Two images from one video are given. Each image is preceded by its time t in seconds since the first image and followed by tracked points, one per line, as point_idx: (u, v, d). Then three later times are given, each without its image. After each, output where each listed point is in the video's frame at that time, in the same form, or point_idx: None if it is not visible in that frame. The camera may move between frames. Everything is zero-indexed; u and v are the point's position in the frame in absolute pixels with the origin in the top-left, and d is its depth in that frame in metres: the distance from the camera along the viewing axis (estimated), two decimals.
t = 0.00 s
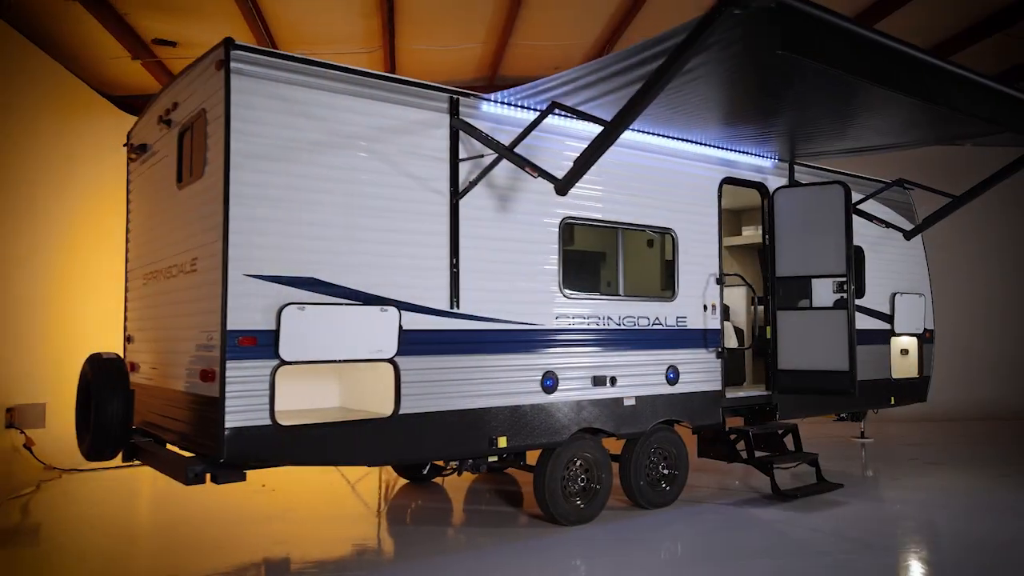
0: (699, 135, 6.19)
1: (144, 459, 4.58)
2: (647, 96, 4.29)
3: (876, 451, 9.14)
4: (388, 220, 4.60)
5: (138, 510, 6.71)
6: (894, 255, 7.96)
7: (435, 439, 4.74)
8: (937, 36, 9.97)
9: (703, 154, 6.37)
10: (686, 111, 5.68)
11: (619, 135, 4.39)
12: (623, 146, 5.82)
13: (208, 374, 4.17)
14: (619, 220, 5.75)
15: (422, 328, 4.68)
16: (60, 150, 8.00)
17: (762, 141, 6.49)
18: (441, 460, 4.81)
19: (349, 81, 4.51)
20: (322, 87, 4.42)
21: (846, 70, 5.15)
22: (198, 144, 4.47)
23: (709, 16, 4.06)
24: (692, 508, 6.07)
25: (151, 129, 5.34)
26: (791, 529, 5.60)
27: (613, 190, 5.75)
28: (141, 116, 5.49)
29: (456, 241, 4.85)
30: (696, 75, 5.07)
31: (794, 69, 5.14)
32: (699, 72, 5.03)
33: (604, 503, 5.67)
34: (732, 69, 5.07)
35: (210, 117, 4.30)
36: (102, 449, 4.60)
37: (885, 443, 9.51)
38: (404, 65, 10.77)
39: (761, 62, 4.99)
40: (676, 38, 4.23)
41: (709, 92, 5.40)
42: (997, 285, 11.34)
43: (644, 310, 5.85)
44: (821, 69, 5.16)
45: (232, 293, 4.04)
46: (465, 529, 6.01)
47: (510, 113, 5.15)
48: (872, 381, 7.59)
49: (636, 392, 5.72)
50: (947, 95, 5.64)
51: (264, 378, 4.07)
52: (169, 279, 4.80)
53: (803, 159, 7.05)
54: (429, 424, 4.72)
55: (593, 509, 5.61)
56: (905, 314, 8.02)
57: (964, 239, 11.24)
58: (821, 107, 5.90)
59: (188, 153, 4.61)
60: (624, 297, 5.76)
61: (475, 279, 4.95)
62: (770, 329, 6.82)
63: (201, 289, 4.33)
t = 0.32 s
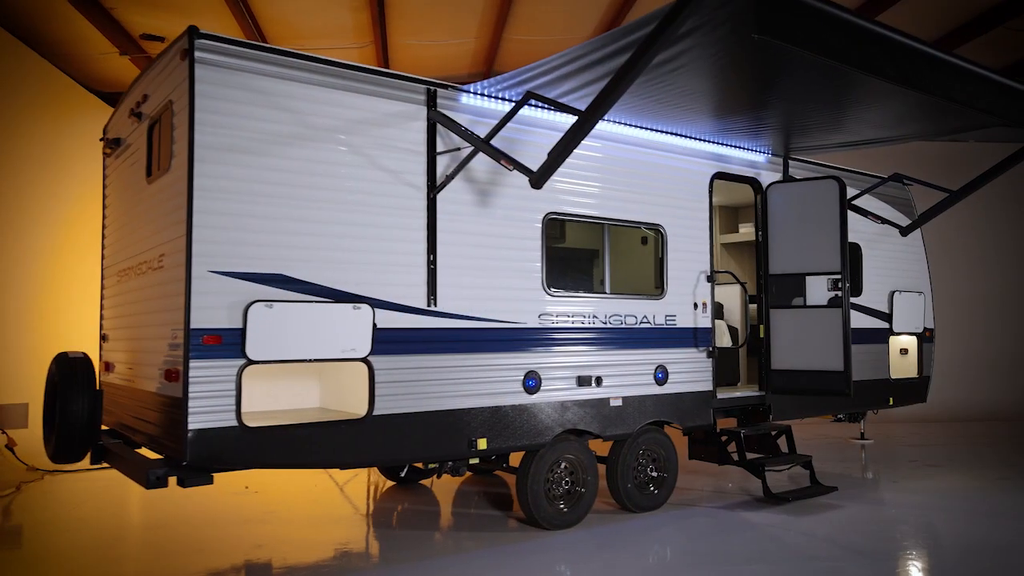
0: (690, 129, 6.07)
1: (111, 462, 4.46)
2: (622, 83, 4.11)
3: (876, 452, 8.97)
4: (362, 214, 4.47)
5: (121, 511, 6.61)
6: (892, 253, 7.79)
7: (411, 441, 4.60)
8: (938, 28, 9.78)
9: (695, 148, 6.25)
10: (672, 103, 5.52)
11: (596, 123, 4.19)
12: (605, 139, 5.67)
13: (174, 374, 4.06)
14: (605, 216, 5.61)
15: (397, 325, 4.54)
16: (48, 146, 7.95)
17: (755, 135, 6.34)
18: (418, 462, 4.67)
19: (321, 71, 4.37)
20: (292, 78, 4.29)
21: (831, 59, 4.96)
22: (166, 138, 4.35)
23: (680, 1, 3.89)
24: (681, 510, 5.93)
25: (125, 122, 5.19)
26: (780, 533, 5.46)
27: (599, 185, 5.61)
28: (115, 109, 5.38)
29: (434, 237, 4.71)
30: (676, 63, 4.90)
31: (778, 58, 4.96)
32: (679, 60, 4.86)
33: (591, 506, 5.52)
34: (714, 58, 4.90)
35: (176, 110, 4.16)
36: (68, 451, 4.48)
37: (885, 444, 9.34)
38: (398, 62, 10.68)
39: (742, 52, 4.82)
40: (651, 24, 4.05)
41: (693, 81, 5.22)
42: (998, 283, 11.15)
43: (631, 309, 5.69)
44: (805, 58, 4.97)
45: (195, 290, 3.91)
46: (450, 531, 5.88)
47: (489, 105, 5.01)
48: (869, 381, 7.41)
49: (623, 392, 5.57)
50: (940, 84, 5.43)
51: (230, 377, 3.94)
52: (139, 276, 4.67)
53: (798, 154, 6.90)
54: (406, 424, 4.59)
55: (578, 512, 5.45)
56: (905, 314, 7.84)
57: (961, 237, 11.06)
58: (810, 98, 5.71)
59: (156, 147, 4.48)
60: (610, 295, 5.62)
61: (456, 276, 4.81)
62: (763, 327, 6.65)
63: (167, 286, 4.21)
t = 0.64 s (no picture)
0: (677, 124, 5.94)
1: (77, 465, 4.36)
2: (595, 71, 3.98)
3: (873, 455, 8.81)
4: (335, 210, 4.33)
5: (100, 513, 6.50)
6: (889, 251, 7.63)
7: (387, 443, 4.46)
8: (936, 24, 9.64)
9: (684, 143, 6.11)
10: (656, 95, 5.38)
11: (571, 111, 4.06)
12: (589, 135, 5.55)
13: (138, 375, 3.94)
14: (591, 212, 5.48)
15: (372, 325, 4.40)
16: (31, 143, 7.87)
17: (745, 130, 6.20)
18: (395, 465, 4.53)
19: (292, 62, 4.24)
20: (262, 68, 4.16)
21: (815, 48, 4.82)
22: (132, 130, 4.23)
23: None
24: (670, 515, 5.77)
25: (97, 115, 5.09)
26: (771, 540, 5.31)
27: (583, 180, 5.47)
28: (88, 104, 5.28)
29: (411, 234, 4.57)
30: (656, 53, 4.76)
31: (760, 48, 4.82)
32: (659, 50, 4.73)
33: (574, 510, 5.38)
34: (694, 48, 4.76)
35: (140, 100, 4.04)
36: (30, 453, 4.39)
37: (883, 446, 9.18)
38: (389, 59, 10.58)
39: (723, 40, 4.68)
40: (618, 14, 3.91)
41: (675, 72, 5.08)
42: (997, 283, 10.99)
43: (618, 307, 5.55)
44: (788, 47, 4.83)
45: (158, 287, 3.78)
46: (435, 536, 5.75)
47: (468, 98, 4.88)
48: (865, 382, 7.27)
49: (609, 393, 5.43)
50: (929, 73, 5.27)
51: (194, 378, 3.81)
52: (107, 275, 4.56)
53: (790, 149, 6.75)
54: (383, 426, 4.45)
55: (562, 516, 5.31)
56: (902, 313, 7.68)
57: (958, 236, 10.91)
58: (797, 90, 5.57)
59: (122, 139, 4.36)
60: (596, 294, 5.48)
61: (434, 273, 4.67)
62: (754, 326, 6.50)
63: (132, 283, 4.08)
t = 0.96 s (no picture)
0: (664, 119, 5.78)
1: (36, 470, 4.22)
2: (565, 57, 3.82)
3: (871, 459, 8.62)
4: (303, 207, 4.18)
5: (76, 517, 6.36)
6: (886, 251, 7.45)
7: (357, 449, 4.30)
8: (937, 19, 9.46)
9: (672, 139, 5.95)
10: (639, 88, 5.22)
11: (541, 99, 3.91)
12: (571, 129, 5.39)
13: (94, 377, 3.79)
14: (574, 209, 5.31)
15: (342, 326, 4.25)
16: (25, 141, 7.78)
17: (735, 125, 6.03)
18: (367, 470, 4.38)
19: (257, 54, 4.11)
20: (225, 60, 4.02)
21: (799, 37, 4.64)
22: (92, 124, 4.09)
23: None
24: (657, 522, 5.60)
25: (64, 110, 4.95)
26: (761, 548, 5.14)
27: (566, 177, 5.31)
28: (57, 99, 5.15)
29: (384, 232, 4.42)
30: (635, 44, 4.60)
31: (744, 38, 4.65)
32: (637, 40, 4.56)
33: (557, 516, 5.21)
34: (675, 38, 4.59)
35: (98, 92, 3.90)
36: None
37: (881, 450, 8.99)
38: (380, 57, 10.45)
39: (703, 29, 4.50)
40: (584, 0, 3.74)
41: (658, 64, 4.92)
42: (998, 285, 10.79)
43: (603, 308, 5.39)
44: (773, 37, 4.66)
45: (113, 286, 3.64)
46: (416, 543, 5.59)
47: (443, 91, 4.74)
48: (861, 385, 7.09)
49: (593, 396, 5.26)
50: (920, 64, 5.08)
51: (151, 380, 3.66)
52: (70, 274, 4.43)
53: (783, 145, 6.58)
54: (353, 431, 4.29)
55: (543, 524, 5.14)
56: (899, 314, 7.50)
57: (958, 236, 10.74)
58: (786, 83, 5.39)
59: (84, 133, 4.23)
60: (580, 294, 5.31)
61: (408, 273, 4.52)
62: (745, 327, 6.33)
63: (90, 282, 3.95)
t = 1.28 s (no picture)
0: (651, 117, 5.63)
1: None
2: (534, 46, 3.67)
3: (870, 467, 8.42)
4: (270, 207, 4.05)
5: (52, 525, 6.22)
6: (883, 253, 7.28)
7: (327, 457, 4.15)
8: (938, 17, 9.30)
9: (661, 138, 5.81)
10: (621, 85, 5.07)
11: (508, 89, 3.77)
12: (555, 127, 5.26)
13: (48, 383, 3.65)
14: (556, 209, 5.15)
15: (311, 329, 4.10)
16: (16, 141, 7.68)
17: (726, 123, 5.88)
18: (337, 480, 4.22)
19: (221, 47, 3.97)
20: (187, 54, 3.89)
21: (780, 29, 4.49)
22: (49, 120, 3.96)
23: None
24: (644, 532, 5.43)
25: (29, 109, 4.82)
26: (751, 560, 4.96)
27: (550, 176, 5.16)
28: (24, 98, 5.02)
29: (355, 232, 4.28)
30: (613, 37, 4.46)
31: (723, 30, 4.50)
32: (615, 34, 4.42)
33: (538, 526, 5.04)
34: (654, 31, 4.44)
35: (54, 87, 3.77)
36: None
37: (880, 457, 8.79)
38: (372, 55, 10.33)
39: (682, 21, 4.36)
40: None
41: (638, 58, 4.77)
42: (1000, 289, 10.60)
43: (588, 312, 5.24)
44: (754, 28, 4.51)
45: (66, 288, 3.50)
46: (397, 554, 5.42)
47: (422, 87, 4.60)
48: (856, 391, 6.94)
49: (576, 402, 5.11)
50: (909, 56, 4.92)
51: (105, 385, 3.52)
52: (32, 276, 4.30)
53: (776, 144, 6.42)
54: (322, 438, 4.14)
55: (524, 534, 4.97)
56: (897, 317, 7.32)
57: (959, 240, 10.54)
58: (772, 77, 5.24)
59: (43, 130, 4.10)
60: (563, 297, 5.15)
61: (383, 275, 4.37)
62: (737, 331, 6.17)
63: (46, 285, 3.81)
